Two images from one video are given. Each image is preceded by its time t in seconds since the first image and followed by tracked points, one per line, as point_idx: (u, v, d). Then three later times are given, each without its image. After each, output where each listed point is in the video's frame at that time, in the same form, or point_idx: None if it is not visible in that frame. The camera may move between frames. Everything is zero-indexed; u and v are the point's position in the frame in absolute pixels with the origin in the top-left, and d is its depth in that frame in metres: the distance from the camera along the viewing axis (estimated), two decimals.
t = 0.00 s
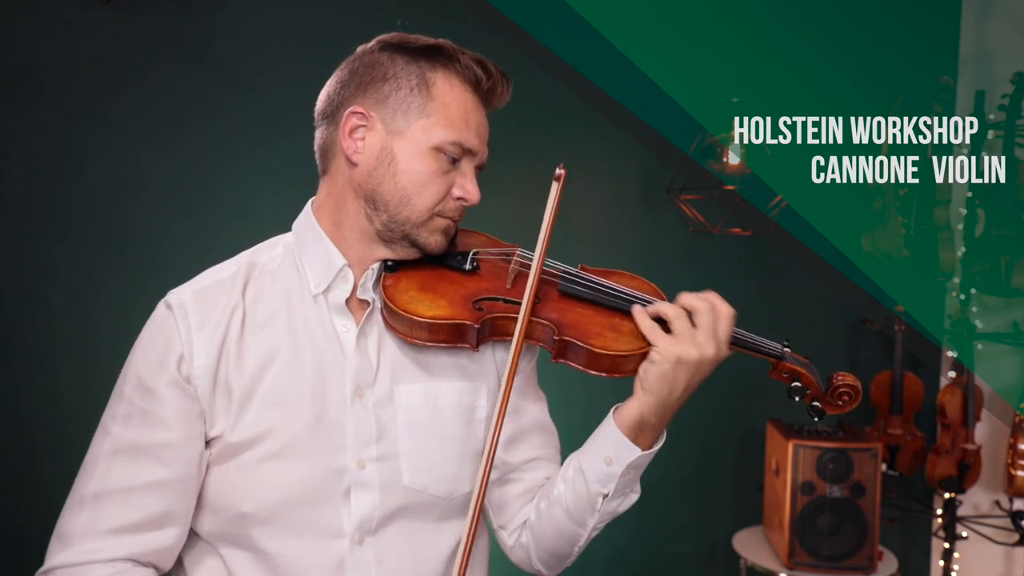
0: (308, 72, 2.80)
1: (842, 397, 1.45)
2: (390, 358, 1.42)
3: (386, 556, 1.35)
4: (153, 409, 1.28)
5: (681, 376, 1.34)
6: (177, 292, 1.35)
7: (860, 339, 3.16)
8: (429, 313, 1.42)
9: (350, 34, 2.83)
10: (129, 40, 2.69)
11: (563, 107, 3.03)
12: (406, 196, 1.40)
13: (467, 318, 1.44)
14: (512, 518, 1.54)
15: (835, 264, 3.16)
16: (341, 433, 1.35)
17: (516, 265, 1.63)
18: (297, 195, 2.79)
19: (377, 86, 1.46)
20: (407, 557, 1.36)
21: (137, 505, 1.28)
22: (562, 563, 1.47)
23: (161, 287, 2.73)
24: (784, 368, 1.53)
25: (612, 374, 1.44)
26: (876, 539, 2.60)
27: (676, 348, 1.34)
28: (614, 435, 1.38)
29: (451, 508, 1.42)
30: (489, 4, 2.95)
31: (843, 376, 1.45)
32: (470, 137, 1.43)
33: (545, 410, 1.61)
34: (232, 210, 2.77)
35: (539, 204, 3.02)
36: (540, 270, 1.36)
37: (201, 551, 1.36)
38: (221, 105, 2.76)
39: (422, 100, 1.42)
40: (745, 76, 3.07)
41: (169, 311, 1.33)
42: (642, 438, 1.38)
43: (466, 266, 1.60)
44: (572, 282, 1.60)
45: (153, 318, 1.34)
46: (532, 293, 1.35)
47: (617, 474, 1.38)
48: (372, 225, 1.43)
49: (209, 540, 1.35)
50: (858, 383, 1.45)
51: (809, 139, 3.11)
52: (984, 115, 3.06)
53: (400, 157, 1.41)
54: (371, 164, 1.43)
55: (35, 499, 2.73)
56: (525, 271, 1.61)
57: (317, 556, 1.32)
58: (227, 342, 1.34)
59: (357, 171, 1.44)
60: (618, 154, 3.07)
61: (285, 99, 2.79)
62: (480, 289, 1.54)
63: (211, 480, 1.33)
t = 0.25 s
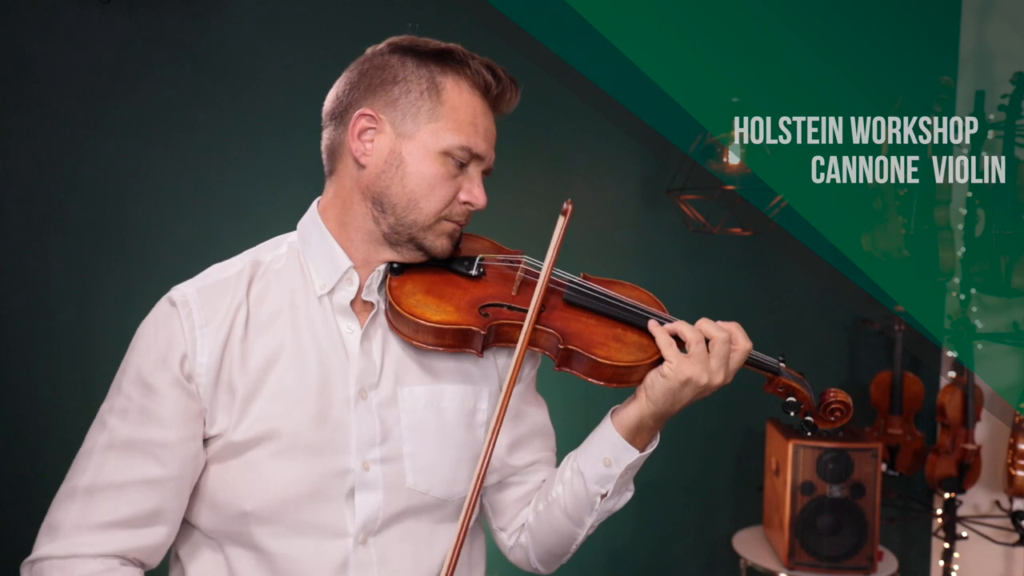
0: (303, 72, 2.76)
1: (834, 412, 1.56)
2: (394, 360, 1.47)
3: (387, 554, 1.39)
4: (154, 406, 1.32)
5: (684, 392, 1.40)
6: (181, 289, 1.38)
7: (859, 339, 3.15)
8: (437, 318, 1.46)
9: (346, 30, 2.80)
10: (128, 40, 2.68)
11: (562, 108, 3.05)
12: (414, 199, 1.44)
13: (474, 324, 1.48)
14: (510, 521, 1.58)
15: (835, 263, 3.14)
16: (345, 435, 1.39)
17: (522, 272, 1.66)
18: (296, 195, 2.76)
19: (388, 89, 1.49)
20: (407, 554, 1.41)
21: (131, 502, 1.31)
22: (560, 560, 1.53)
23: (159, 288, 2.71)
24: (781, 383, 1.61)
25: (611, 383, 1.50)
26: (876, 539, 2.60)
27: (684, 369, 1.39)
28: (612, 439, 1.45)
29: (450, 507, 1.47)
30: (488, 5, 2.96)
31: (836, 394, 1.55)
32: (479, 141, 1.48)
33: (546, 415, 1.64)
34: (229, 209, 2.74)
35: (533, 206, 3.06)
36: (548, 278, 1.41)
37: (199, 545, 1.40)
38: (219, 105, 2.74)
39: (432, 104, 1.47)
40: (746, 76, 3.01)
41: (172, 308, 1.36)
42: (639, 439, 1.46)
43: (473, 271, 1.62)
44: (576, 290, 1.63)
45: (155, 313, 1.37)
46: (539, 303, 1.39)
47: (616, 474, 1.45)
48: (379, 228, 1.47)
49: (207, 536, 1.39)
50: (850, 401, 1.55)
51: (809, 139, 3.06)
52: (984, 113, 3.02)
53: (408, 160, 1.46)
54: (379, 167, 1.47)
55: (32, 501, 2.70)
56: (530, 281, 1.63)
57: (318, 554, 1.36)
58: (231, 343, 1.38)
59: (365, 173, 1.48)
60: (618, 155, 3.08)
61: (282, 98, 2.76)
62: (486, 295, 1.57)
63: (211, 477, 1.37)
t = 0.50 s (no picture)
0: (302, 72, 2.77)
1: (828, 433, 1.49)
2: (400, 363, 1.42)
3: (392, 557, 1.34)
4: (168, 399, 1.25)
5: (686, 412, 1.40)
6: (195, 281, 1.32)
7: (859, 339, 3.17)
8: (444, 323, 1.43)
9: (348, 32, 2.82)
10: (128, 39, 2.68)
11: (563, 108, 3.05)
12: (428, 201, 1.39)
13: (480, 331, 1.46)
14: (505, 526, 1.54)
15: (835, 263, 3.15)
16: (355, 435, 1.34)
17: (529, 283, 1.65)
18: (295, 194, 2.77)
19: (405, 93, 1.44)
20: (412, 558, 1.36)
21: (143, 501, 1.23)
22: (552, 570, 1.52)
23: (160, 287, 2.71)
24: (777, 403, 1.57)
25: (612, 396, 1.49)
26: (876, 539, 2.60)
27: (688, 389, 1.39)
28: (612, 451, 1.43)
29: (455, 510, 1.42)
30: (489, 4, 2.96)
31: (830, 414, 1.49)
32: (492, 149, 1.42)
33: (542, 421, 1.61)
34: (229, 209, 2.75)
35: (534, 207, 3.07)
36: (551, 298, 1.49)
37: (207, 542, 1.34)
38: (219, 104, 2.73)
39: (449, 110, 1.41)
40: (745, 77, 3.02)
41: (186, 299, 1.30)
42: (637, 453, 1.45)
43: (481, 278, 1.59)
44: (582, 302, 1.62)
45: (169, 304, 1.31)
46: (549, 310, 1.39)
47: (615, 487, 1.43)
48: (390, 230, 1.41)
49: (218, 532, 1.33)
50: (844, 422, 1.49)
51: (809, 139, 3.05)
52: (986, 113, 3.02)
53: (423, 164, 1.40)
54: (394, 170, 1.41)
55: (32, 500, 2.70)
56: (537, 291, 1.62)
57: (324, 555, 1.30)
58: (246, 337, 1.31)
59: (379, 174, 1.42)
60: (618, 155, 3.08)
61: (283, 99, 2.77)
62: (493, 303, 1.55)
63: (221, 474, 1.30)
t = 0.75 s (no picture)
0: (302, 71, 2.80)
1: (822, 438, 1.52)
2: (410, 366, 1.42)
3: (402, 558, 1.34)
4: (169, 378, 1.19)
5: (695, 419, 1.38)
6: (197, 271, 1.28)
7: (860, 338, 3.22)
8: (454, 329, 1.44)
9: (350, 33, 2.83)
10: (128, 38, 2.66)
11: (564, 107, 3.04)
12: (442, 206, 1.38)
13: (489, 337, 1.48)
14: (506, 525, 1.54)
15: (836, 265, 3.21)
16: (363, 437, 1.32)
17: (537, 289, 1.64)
18: (295, 193, 2.80)
19: (418, 96, 1.42)
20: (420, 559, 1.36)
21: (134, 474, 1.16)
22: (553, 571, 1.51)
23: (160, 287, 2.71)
24: (774, 410, 1.55)
25: (616, 402, 1.49)
26: (876, 539, 2.59)
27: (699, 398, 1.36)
28: (616, 454, 1.42)
29: (462, 511, 1.43)
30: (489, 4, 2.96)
31: (825, 421, 1.51)
32: (504, 153, 1.43)
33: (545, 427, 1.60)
34: (231, 209, 2.76)
35: (540, 208, 3.03)
36: (563, 297, 1.35)
37: (208, 540, 1.29)
38: (219, 105, 2.74)
39: (463, 113, 1.40)
40: (745, 77, 3.08)
41: (189, 291, 1.26)
42: (640, 455, 1.43)
43: (489, 283, 1.61)
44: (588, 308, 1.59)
45: (171, 296, 1.26)
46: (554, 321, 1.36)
47: (618, 490, 1.42)
48: (403, 232, 1.40)
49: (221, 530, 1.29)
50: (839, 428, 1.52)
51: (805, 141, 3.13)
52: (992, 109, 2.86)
53: (436, 168, 1.39)
54: (407, 173, 1.39)
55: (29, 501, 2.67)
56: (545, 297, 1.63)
57: (333, 555, 1.29)
58: (253, 331, 1.29)
59: (392, 178, 1.40)
60: (619, 155, 3.07)
61: (285, 99, 2.79)
62: (501, 308, 1.57)
63: (225, 470, 1.26)
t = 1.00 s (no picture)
0: (302, 72, 2.81)
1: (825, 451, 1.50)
2: (408, 366, 1.42)
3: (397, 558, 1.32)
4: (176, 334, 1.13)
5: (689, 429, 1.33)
6: (200, 254, 1.28)
7: (859, 338, 3.22)
8: (451, 332, 1.44)
9: (350, 34, 2.84)
10: (127, 38, 2.65)
11: (564, 106, 3.03)
12: (440, 212, 1.37)
13: (484, 340, 1.46)
14: (503, 525, 1.52)
15: (836, 265, 3.22)
16: (359, 434, 1.32)
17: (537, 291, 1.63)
18: (295, 193, 2.82)
19: (417, 100, 1.40)
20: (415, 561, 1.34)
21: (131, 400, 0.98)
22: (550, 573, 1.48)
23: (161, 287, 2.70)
24: (775, 421, 1.51)
25: (612, 408, 1.48)
26: (876, 539, 2.59)
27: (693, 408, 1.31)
28: (613, 460, 1.38)
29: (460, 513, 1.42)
30: (489, 4, 2.96)
31: (829, 433, 1.49)
32: (504, 158, 1.41)
33: (546, 428, 1.59)
34: (232, 210, 2.77)
35: (542, 208, 3.02)
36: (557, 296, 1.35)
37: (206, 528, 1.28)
38: (219, 105, 2.74)
39: (462, 119, 1.38)
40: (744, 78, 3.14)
41: (190, 272, 1.25)
42: (638, 464, 1.39)
43: (487, 285, 1.60)
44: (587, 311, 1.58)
45: (173, 277, 1.25)
46: (542, 329, 1.36)
47: (613, 496, 1.38)
48: (401, 237, 1.39)
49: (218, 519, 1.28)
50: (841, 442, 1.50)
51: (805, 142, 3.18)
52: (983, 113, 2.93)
53: (435, 174, 1.37)
54: (406, 179, 1.38)
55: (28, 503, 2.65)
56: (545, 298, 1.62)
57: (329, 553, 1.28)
58: (251, 317, 1.28)
59: (391, 183, 1.39)
60: (620, 156, 3.07)
61: (285, 99, 2.80)
62: (498, 311, 1.56)
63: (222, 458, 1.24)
